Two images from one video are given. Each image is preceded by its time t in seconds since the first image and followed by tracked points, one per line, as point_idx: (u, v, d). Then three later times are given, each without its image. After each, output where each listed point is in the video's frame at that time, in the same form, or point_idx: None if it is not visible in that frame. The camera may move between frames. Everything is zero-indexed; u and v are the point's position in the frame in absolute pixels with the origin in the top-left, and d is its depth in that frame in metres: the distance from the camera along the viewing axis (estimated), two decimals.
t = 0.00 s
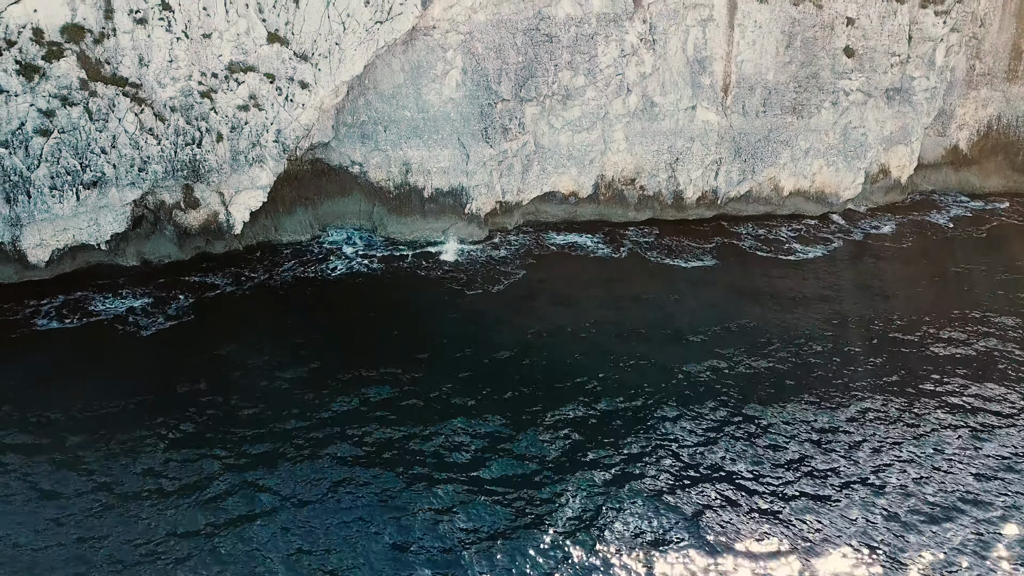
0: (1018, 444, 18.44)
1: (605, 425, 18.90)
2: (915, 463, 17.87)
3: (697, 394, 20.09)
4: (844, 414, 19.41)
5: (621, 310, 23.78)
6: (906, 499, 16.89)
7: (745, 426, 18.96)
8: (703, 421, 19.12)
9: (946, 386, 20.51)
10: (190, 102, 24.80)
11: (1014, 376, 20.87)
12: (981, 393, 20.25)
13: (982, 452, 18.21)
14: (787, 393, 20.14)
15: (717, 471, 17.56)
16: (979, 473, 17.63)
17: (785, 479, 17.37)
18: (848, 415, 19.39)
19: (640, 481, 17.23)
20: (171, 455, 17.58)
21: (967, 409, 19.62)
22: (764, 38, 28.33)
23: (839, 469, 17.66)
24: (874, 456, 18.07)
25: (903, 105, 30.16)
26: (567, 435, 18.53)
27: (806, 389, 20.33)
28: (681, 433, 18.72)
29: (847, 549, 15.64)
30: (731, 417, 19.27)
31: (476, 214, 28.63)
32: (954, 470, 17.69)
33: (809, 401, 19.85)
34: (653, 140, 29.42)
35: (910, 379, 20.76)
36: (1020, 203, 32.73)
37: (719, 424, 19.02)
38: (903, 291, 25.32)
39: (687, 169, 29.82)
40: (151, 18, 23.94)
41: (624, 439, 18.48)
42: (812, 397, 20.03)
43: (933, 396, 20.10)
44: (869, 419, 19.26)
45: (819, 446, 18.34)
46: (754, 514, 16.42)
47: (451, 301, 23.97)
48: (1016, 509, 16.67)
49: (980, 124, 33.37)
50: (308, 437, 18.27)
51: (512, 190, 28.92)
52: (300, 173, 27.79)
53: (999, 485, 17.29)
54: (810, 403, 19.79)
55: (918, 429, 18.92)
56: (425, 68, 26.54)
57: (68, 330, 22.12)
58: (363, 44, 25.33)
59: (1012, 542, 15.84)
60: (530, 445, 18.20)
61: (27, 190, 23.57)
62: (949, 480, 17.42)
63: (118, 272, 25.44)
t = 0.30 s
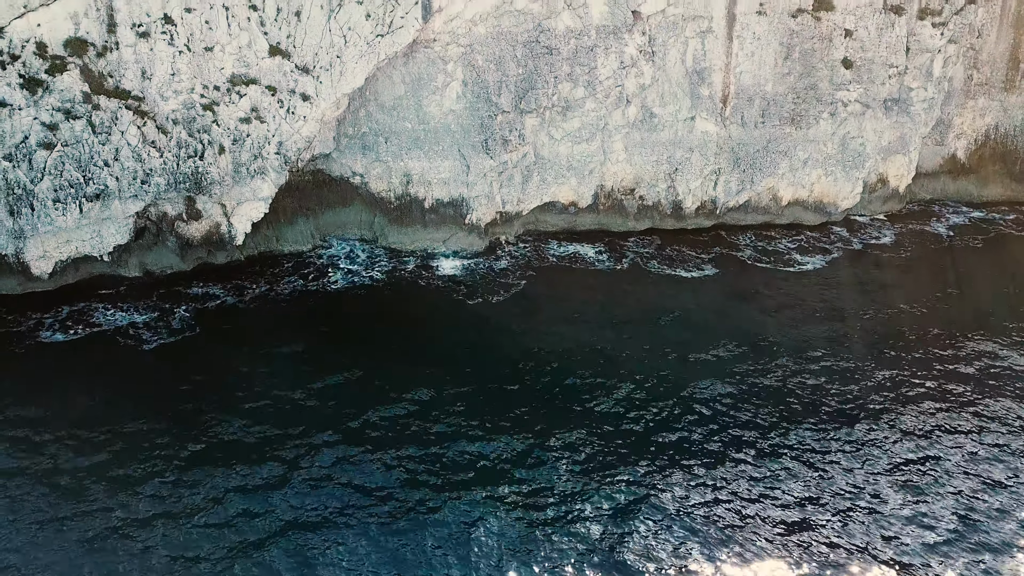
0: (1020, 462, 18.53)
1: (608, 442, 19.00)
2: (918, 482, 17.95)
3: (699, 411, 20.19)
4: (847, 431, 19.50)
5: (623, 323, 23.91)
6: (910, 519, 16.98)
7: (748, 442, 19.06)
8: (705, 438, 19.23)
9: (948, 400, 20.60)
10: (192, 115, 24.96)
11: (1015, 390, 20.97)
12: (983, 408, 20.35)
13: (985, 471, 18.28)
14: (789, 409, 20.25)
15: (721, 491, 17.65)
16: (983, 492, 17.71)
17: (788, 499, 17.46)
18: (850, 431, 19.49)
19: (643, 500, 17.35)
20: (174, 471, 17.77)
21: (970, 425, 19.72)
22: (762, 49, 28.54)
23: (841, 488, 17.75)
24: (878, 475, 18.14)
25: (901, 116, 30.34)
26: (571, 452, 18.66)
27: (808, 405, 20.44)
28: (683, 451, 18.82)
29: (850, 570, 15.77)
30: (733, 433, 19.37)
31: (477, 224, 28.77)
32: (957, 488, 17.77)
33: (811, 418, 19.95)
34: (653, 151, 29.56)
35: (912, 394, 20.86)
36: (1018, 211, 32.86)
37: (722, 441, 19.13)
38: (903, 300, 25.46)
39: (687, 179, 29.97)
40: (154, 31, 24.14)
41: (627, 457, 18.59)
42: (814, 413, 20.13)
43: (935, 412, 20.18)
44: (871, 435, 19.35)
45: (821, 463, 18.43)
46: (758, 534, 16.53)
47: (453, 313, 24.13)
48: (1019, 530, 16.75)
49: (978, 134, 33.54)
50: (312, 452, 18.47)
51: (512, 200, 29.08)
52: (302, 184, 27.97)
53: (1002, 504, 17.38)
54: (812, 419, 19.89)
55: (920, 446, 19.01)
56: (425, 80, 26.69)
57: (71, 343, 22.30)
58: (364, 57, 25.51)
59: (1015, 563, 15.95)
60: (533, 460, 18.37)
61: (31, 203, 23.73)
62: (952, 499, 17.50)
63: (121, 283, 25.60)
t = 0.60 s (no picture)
0: None
1: (611, 457, 19.11)
2: (921, 496, 18.00)
3: (703, 425, 20.27)
4: (849, 445, 19.58)
5: (624, 336, 24.05)
6: (912, 533, 17.05)
7: (749, 456, 19.17)
8: (709, 452, 19.30)
9: (948, 413, 20.68)
10: (195, 130, 25.16)
11: (1017, 403, 21.01)
12: (987, 421, 20.35)
13: (989, 485, 18.30)
14: (792, 423, 20.33)
15: (724, 505, 17.72)
16: (985, 506, 17.74)
17: (790, 513, 17.54)
18: (853, 445, 19.57)
19: (646, 515, 17.43)
20: (178, 486, 17.91)
21: (973, 439, 19.74)
22: (760, 63, 28.77)
23: (843, 503, 17.84)
24: (880, 489, 18.21)
25: (899, 129, 30.54)
26: (573, 465, 18.80)
27: (811, 419, 20.50)
28: (687, 465, 18.90)
29: None
30: (735, 448, 19.47)
31: (476, 237, 28.91)
32: (958, 503, 17.83)
33: (814, 432, 20.04)
34: (652, 164, 29.75)
35: (915, 408, 20.90)
36: (1015, 222, 33.03)
37: (725, 455, 19.21)
38: (903, 313, 25.54)
39: (685, 192, 30.13)
40: (156, 48, 24.36)
41: (631, 471, 18.68)
42: (817, 427, 20.21)
43: (939, 426, 20.21)
44: (873, 449, 19.41)
45: (823, 478, 18.52)
46: (761, 548, 16.62)
47: (455, 327, 24.31)
48: (1021, 544, 16.80)
49: (975, 145, 33.73)
50: (312, 466, 18.60)
51: (512, 213, 29.24)
52: (303, 197, 28.15)
53: (1006, 519, 17.40)
54: (815, 434, 19.95)
55: (924, 461, 19.05)
56: (426, 95, 26.89)
57: (75, 358, 22.47)
58: (365, 72, 25.74)
59: None
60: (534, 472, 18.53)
61: (35, 219, 23.90)
62: (953, 513, 17.57)
63: (124, 297, 25.78)
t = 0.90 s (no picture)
0: (1018, 502, 18.81)
1: (614, 486, 19.28)
2: (922, 528, 18.15)
3: (706, 452, 20.41)
4: (852, 474, 19.72)
5: (625, 358, 24.19)
6: (914, 567, 17.20)
7: (748, 482, 19.44)
8: (712, 482, 19.45)
9: (944, 437, 20.96)
10: (197, 151, 25.42)
11: (1013, 426, 21.26)
12: (988, 449, 20.49)
13: (991, 517, 18.44)
14: (795, 450, 20.46)
15: (727, 537, 17.88)
16: (985, 538, 17.91)
17: (793, 544, 17.69)
18: (855, 474, 19.72)
19: (645, 543, 17.72)
20: (182, 515, 18.15)
21: (974, 468, 19.87)
22: (757, 83, 29.07)
23: (840, 530, 18.10)
24: (882, 520, 18.36)
25: (895, 147, 30.78)
26: (575, 495, 18.97)
27: (815, 446, 20.62)
28: (690, 495, 19.06)
29: None
30: (734, 473, 19.74)
31: (476, 254, 29.06)
32: (953, 531, 18.10)
33: (817, 459, 20.19)
34: (650, 182, 29.98)
35: (918, 435, 21.01)
36: (1011, 238, 33.21)
37: (728, 485, 19.36)
38: (903, 333, 25.67)
39: (683, 210, 30.30)
40: (160, 70, 24.60)
41: (634, 501, 18.84)
42: (821, 455, 20.34)
43: (941, 454, 20.34)
44: (870, 475, 19.69)
45: (820, 505, 18.78)
46: None
47: (457, 347, 24.48)
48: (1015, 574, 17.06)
49: (971, 162, 33.93)
50: (315, 496, 18.81)
51: (512, 231, 29.44)
52: (304, 215, 28.39)
53: (1007, 552, 17.55)
54: (818, 462, 20.09)
55: (926, 491, 19.19)
56: (426, 115, 27.17)
57: (80, 379, 22.65)
58: (366, 94, 26.03)
59: None
60: (537, 504, 18.71)
61: (39, 241, 24.29)
62: (949, 542, 17.84)
63: (127, 316, 25.92)
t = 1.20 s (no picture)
0: (1017, 527, 19.04)
1: (619, 514, 19.41)
2: (926, 556, 18.28)
3: (711, 478, 20.49)
4: (853, 499, 19.89)
5: (627, 377, 24.38)
6: None
7: (749, 506, 19.60)
8: (718, 508, 19.55)
9: (944, 459, 21.15)
10: (200, 171, 25.68)
11: (1011, 448, 21.48)
12: (990, 474, 20.65)
13: (995, 545, 18.58)
14: (799, 475, 20.56)
15: (734, 567, 17.97)
16: (985, 564, 18.11)
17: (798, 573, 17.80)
18: (857, 499, 19.88)
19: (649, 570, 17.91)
20: (188, 538, 18.45)
21: (974, 492, 20.07)
22: (755, 101, 29.34)
23: (842, 557, 18.25)
24: (884, 546, 18.53)
25: (892, 163, 31.02)
26: (578, 520, 19.19)
27: (820, 471, 20.72)
28: (694, 522, 19.18)
29: None
30: (736, 497, 19.91)
31: (476, 270, 29.10)
32: (954, 557, 18.28)
33: (819, 483, 20.35)
34: (649, 198, 30.21)
35: (922, 459, 21.12)
36: (1008, 252, 33.39)
37: (733, 511, 19.46)
38: (902, 351, 25.85)
39: (681, 226, 30.41)
40: (163, 92, 24.83)
41: (639, 528, 18.99)
42: (825, 480, 20.46)
43: (944, 480, 20.47)
44: (871, 499, 19.86)
45: (822, 530, 18.95)
46: None
47: (459, 366, 24.68)
48: None
49: (968, 176, 34.13)
50: (318, 520, 19.05)
51: (512, 247, 29.65)
52: (306, 232, 28.65)
53: None
54: (823, 488, 20.19)
55: (931, 518, 19.32)
56: (427, 134, 27.46)
57: (86, 398, 22.88)
58: (368, 115, 26.29)
59: None
60: (542, 530, 18.87)
61: (44, 261, 24.63)
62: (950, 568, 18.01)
63: (130, 333, 26.04)
